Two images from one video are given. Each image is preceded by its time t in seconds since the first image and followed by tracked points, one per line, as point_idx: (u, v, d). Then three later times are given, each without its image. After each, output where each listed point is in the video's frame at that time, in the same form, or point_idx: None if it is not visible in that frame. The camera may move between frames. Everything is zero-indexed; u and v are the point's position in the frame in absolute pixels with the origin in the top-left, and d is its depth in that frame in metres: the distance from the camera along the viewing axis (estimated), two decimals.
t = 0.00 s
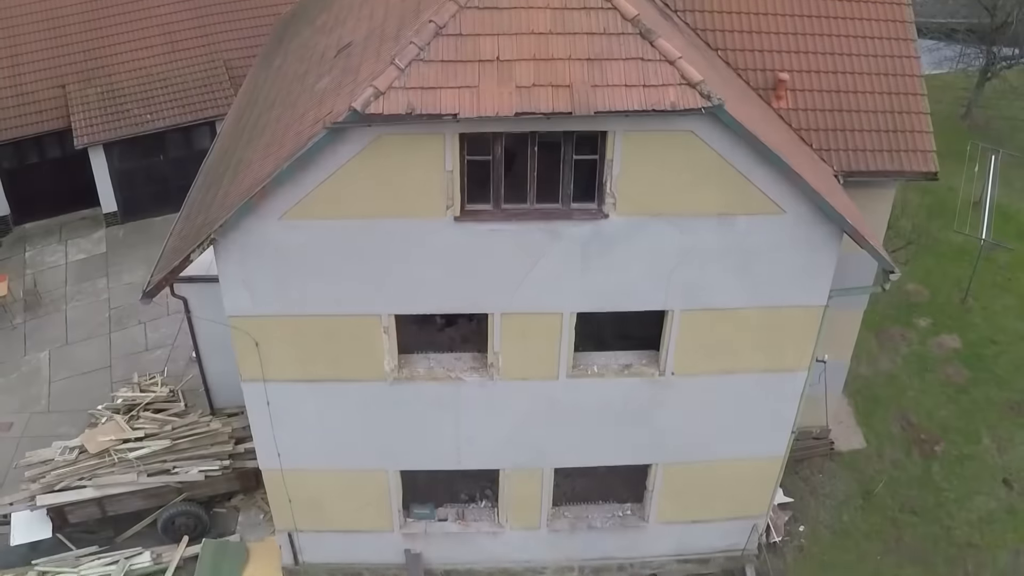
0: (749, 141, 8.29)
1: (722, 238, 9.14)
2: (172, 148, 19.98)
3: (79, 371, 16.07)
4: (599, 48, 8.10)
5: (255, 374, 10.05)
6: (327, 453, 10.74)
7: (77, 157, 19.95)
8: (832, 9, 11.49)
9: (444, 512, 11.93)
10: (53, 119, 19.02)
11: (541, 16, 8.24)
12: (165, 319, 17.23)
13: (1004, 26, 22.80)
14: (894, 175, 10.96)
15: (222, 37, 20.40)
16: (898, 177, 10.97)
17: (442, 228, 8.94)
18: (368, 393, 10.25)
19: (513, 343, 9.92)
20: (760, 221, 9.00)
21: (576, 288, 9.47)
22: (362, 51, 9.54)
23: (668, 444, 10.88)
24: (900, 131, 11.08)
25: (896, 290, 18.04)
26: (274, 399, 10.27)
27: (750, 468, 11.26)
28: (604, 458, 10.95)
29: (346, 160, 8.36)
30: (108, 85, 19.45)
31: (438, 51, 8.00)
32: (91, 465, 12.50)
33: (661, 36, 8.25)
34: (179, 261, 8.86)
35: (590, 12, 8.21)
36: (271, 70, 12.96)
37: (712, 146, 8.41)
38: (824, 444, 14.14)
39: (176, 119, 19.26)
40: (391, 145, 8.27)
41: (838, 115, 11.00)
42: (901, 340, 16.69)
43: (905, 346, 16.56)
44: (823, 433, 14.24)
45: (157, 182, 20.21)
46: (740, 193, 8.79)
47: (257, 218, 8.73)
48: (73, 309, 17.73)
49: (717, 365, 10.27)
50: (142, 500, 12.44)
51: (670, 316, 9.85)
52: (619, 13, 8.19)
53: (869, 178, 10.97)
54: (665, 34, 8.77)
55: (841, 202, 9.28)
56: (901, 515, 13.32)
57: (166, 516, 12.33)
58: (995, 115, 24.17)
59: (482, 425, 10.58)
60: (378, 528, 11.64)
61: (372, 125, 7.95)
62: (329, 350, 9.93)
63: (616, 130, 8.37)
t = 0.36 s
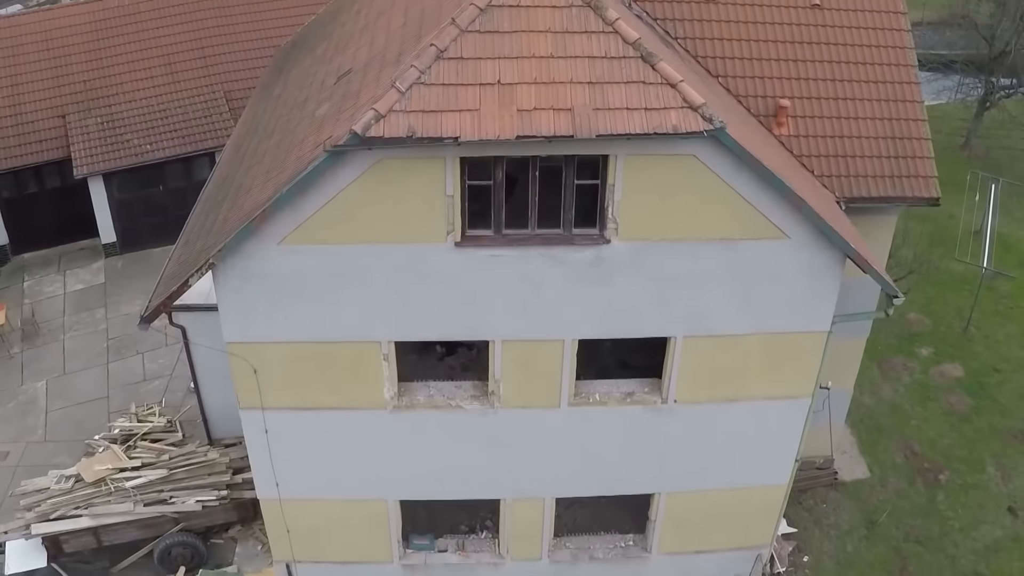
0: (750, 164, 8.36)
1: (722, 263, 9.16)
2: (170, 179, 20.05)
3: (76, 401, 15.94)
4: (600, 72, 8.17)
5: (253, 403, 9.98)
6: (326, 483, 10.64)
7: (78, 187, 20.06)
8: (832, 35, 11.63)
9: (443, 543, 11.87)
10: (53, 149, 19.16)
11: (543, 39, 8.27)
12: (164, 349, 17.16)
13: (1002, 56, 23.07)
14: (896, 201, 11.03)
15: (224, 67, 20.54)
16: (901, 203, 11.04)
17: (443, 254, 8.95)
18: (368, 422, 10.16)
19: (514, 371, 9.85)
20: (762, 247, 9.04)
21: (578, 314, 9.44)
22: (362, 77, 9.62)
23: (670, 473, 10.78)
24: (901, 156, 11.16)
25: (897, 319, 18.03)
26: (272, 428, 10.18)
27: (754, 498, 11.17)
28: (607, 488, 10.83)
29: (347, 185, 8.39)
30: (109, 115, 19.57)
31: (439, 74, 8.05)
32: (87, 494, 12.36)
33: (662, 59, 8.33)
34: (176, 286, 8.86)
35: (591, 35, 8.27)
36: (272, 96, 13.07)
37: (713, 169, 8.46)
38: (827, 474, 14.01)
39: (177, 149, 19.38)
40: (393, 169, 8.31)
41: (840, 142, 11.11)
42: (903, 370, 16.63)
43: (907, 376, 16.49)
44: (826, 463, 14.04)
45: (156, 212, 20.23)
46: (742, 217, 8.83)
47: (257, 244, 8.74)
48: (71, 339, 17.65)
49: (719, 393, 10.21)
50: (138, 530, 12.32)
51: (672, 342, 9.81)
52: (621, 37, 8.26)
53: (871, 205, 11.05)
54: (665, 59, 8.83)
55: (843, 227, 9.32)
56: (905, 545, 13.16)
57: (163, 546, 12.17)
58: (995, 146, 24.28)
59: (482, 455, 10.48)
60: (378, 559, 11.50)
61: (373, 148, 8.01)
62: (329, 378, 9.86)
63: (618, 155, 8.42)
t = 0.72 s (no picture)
0: (750, 171, 8.38)
1: (723, 271, 9.14)
2: (169, 194, 20.01)
3: (73, 415, 15.82)
4: (601, 78, 8.23)
5: (251, 413, 9.90)
6: (324, 495, 10.53)
7: (77, 202, 20.03)
8: (833, 46, 11.66)
9: (443, 557, 11.78)
10: (52, 163, 19.15)
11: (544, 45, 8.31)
12: (161, 363, 17.05)
13: (1002, 70, 23.16)
14: (898, 211, 11.09)
15: (223, 82, 20.57)
16: (903, 213, 11.09)
17: (443, 263, 8.91)
18: (366, 433, 10.06)
19: (514, 382, 9.78)
20: (763, 255, 9.05)
21: (579, 324, 9.39)
22: (362, 87, 9.63)
23: (671, 485, 10.68)
24: (903, 167, 11.23)
25: (899, 333, 17.96)
26: (270, 439, 10.09)
27: (756, 511, 11.06)
28: (608, 500, 10.73)
29: (347, 192, 8.37)
30: (108, 129, 19.59)
31: (439, 81, 8.10)
32: (84, 507, 12.21)
33: (663, 66, 8.39)
34: (174, 295, 8.81)
35: (592, 42, 8.33)
36: (272, 107, 13.06)
37: (715, 177, 8.47)
38: (828, 488, 13.94)
39: (176, 163, 19.38)
40: (392, 177, 8.30)
41: (841, 153, 11.16)
42: (905, 383, 16.53)
43: (909, 390, 16.40)
44: (828, 477, 14.02)
45: (155, 226, 20.19)
46: (743, 225, 8.84)
47: (256, 252, 8.72)
48: (68, 353, 17.55)
49: (721, 403, 10.14)
50: (135, 544, 12.19)
51: (674, 352, 9.74)
52: (622, 44, 8.32)
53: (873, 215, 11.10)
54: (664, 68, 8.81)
55: (845, 235, 9.33)
56: (909, 558, 13.03)
57: (159, 560, 12.03)
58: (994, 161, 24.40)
59: (483, 467, 10.38)
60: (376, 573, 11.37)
61: (372, 154, 8.03)
62: (328, 389, 9.78)
63: (619, 163, 8.43)
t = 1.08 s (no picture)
0: (752, 168, 8.35)
1: (724, 270, 9.10)
2: (168, 199, 19.95)
3: (70, 420, 15.73)
4: (602, 75, 8.24)
5: (248, 414, 9.82)
6: (323, 497, 10.43)
7: (75, 206, 19.95)
8: (834, 47, 11.64)
9: (442, 561, 11.73)
10: (51, 168, 19.11)
11: (544, 43, 8.36)
12: (159, 368, 16.97)
13: (1002, 75, 23.17)
14: (901, 212, 11.10)
15: (223, 87, 20.54)
16: (905, 214, 11.11)
17: (442, 261, 8.85)
18: (365, 434, 9.98)
19: (514, 382, 9.71)
20: (764, 254, 9.01)
21: (580, 324, 9.32)
22: (361, 86, 9.60)
23: (673, 487, 10.58)
24: (905, 168, 11.24)
25: (900, 338, 17.88)
26: (267, 440, 10.01)
27: (759, 514, 10.97)
28: (609, 503, 10.64)
29: (347, 189, 8.34)
30: (107, 134, 19.57)
31: (439, 78, 8.13)
32: (80, 510, 12.12)
33: (664, 62, 8.40)
34: (171, 293, 8.75)
35: (592, 39, 8.36)
36: (271, 109, 13.03)
37: (716, 174, 8.45)
38: (831, 492, 13.84)
39: (175, 169, 19.36)
40: (392, 173, 8.28)
41: (842, 154, 11.16)
42: (907, 388, 16.44)
43: (911, 394, 16.31)
44: (830, 481, 13.90)
45: (154, 231, 20.14)
46: (744, 223, 8.81)
47: (254, 250, 8.68)
48: (66, 358, 17.46)
49: (722, 405, 10.07)
50: (132, 548, 12.10)
51: (675, 353, 9.67)
52: (622, 41, 8.35)
53: (875, 216, 11.12)
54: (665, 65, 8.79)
55: (847, 234, 9.30)
56: (912, 563, 12.93)
57: (156, 564, 11.92)
58: (994, 168, 24.38)
59: (483, 470, 10.30)
60: None
61: (371, 151, 8.01)
62: (327, 390, 9.71)
63: (620, 160, 8.40)
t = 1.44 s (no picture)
0: (752, 163, 8.32)
1: (725, 267, 9.05)
2: (167, 204, 19.88)
3: (68, 423, 15.64)
4: (601, 69, 8.23)
5: (246, 413, 9.75)
6: (321, 498, 10.34)
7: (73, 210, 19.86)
8: (835, 46, 11.62)
9: (441, 563, 11.67)
10: (50, 172, 19.09)
11: (543, 37, 8.36)
12: (158, 372, 16.88)
13: (1002, 79, 23.18)
14: (903, 211, 11.14)
15: (222, 92, 20.54)
16: (907, 213, 11.14)
17: (440, 258, 8.80)
18: (364, 434, 9.90)
19: (513, 381, 9.64)
20: (766, 250, 8.96)
21: (580, 321, 9.25)
22: (361, 82, 9.56)
23: (674, 488, 10.49)
24: (907, 166, 11.24)
25: (901, 341, 17.81)
26: (265, 440, 9.93)
27: (761, 515, 10.88)
28: (610, 504, 10.55)
29: (346, 184, 8.31)
30: (107, 138, 19.54)
31: (438, 72, 8.13)
32: (77, 512, 12.05)
33: (664, 57, 8.38)
34: (168, 290, 8.69)
35: (592, 34, 8.36)
36: (270, 109, 13.00)
37: (716, 169, 8.42)
38: (833, 495, 13.74)
39: (174, 173, 19.32)
40: (392, 168, 8.25)
41: (843, 152, 11.15)
42: (909, 391, 16.35)
43: (913, 397, 16.22)
44: (832, 484, 13.78)
45: (153, 235, 20.09)
46: (745, 219, 8.77)
47: (251, 247, 8.64)
48: (64, 362, 17.38)
49: (724, 404, 9.99)
50: (128, 550, 12.03)
51: (676, 351, 9.59)
52: (622, 35, 8.34)
53: (877, 215, 11.15)
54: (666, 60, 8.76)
55: (849, 231, 9.26)
56: (915, 565, 12.83)
57: (153, 566, 11.84)
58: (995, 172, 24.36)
59: (482, 471, 10.22)
60: None
61: (370, 145, 8.00)
62: (325, 388, 9.63)
63: (620, 155, 8.37)
